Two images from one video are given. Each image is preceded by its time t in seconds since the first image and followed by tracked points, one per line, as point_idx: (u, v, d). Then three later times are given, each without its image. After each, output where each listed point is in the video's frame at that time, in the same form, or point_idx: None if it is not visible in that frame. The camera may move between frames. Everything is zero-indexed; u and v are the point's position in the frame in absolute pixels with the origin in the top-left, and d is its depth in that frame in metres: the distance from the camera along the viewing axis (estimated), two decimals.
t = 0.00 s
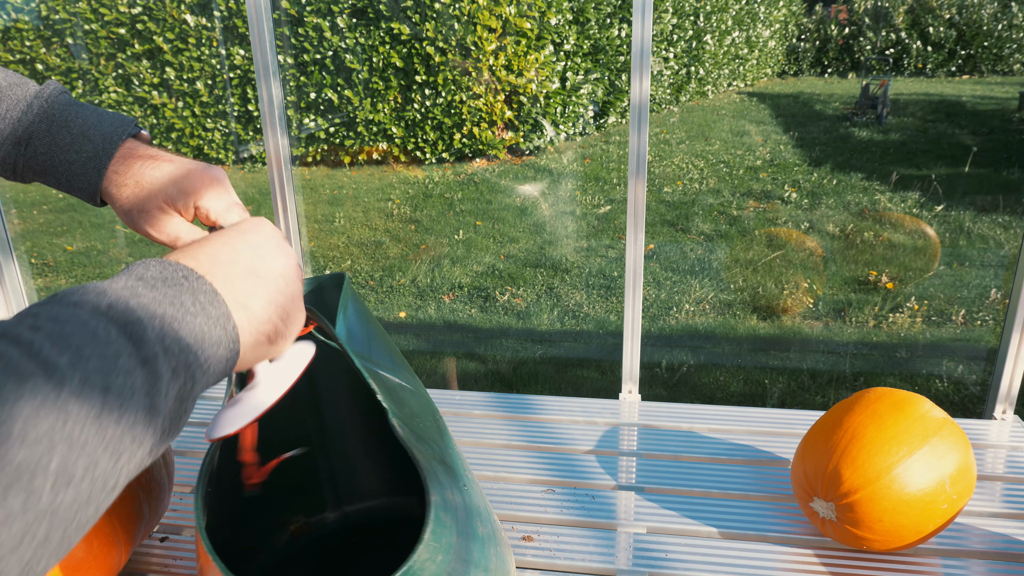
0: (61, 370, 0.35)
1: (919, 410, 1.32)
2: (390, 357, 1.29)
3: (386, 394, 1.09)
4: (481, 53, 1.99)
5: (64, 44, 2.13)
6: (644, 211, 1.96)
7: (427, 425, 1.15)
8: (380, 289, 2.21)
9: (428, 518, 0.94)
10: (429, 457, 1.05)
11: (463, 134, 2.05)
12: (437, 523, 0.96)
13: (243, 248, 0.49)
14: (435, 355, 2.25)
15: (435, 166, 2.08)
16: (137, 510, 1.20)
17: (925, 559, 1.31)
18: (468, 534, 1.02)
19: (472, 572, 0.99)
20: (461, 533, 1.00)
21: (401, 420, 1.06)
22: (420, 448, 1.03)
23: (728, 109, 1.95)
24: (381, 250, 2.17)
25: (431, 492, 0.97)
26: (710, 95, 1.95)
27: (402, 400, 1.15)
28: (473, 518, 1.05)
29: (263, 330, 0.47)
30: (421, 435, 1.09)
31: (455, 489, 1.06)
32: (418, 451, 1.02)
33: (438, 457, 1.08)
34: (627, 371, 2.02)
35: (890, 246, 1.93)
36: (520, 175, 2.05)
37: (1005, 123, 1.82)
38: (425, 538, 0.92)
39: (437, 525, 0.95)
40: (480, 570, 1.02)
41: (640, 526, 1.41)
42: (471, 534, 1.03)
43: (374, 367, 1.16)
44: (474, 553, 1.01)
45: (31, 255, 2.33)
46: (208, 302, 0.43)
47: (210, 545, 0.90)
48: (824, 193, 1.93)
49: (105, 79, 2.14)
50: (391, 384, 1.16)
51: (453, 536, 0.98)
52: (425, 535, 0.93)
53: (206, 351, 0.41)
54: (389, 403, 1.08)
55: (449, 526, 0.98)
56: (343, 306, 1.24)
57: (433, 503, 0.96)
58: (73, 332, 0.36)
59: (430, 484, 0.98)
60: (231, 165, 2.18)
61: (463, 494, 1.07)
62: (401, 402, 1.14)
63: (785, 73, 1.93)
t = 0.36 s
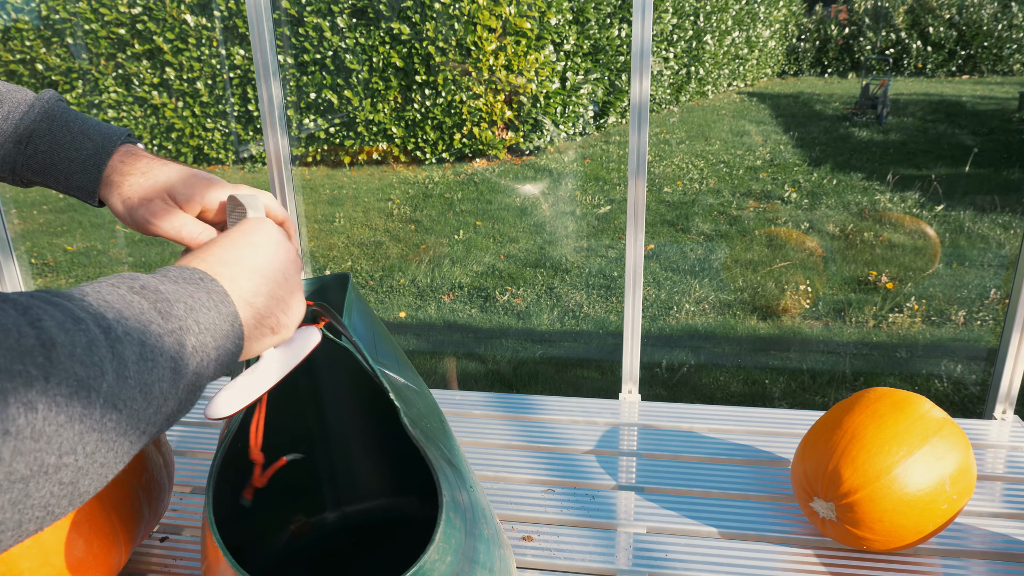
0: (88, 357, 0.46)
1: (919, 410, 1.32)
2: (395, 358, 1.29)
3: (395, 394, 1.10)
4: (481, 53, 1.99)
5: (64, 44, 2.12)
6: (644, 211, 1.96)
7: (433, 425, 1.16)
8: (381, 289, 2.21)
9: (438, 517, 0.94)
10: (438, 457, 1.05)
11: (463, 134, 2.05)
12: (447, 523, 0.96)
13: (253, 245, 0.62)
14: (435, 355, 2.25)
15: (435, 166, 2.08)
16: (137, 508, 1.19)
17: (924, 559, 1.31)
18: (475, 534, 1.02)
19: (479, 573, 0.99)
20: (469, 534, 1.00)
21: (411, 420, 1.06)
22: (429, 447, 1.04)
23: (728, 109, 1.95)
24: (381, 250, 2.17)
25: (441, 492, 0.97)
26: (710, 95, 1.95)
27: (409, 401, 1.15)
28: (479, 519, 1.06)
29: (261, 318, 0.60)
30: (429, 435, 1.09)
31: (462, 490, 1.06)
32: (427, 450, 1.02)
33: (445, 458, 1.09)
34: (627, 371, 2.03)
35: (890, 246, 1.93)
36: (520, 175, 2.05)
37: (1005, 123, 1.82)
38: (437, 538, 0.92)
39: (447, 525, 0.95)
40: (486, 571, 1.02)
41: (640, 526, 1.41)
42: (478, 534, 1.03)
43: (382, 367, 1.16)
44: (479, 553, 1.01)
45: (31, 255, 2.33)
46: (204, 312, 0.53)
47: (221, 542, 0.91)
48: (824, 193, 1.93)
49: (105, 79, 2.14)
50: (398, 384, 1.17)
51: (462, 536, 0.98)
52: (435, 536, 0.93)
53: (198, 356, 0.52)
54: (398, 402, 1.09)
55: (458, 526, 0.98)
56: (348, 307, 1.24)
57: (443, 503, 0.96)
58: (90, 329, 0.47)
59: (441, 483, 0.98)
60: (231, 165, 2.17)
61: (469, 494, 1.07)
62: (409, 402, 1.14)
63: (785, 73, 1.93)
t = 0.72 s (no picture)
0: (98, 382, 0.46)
1: (919, 410, 1.32)
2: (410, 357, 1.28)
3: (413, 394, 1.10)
4: (481, 53, 1.99)
5: (64, 44, 2.12)
6: (644, 211, 1.96)
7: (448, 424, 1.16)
8: (381, 289, 2.21)
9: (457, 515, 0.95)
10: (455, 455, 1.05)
11: (463, 134, 2.05)
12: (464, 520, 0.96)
13: (262, 263, 0.63)
14: (435, 355, 2.25)
15: (435, 166, 2.08)
16: (137, 509, 1.19)
17: (924, 559, 1.31)
18: (490, 531, 1.02)
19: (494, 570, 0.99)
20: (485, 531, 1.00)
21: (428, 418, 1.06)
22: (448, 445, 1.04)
23: (728, 109, 1.95)
24: (381, 250, 2.17)
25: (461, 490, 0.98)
26: (710, 95, 1.95)
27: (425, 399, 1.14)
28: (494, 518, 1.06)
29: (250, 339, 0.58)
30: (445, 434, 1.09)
31: (478, 488, 1.06)
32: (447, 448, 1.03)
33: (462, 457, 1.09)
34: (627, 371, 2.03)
35: (890, 246, 1.93)
36: (520, 175, 2.05)
37: (1005, 123, 1.82)
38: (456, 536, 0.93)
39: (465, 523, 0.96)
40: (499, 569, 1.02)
41: (640, 526, 1.41)
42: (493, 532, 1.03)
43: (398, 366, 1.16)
44: (494, 552, 1.01)
45: (31, 256, 2.33)
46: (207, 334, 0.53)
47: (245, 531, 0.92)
48: (824, 193, 1.93)
49: (105, 79, 2.14)
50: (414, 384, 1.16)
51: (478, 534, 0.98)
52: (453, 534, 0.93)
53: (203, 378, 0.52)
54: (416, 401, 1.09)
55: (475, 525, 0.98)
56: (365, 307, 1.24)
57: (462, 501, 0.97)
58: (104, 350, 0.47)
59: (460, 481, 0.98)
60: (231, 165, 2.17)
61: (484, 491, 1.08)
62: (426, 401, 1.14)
63: (785, 73, 1.93)
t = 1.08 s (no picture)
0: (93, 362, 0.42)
1: (919, 410, 1.32)
2: (406, 358, 1.29)
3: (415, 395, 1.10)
4: (481, 53, 1.99)
5: (65, 45, 2.12)
6: (644, 211, 1.97)
7: (447, 425, 1.17)
8: (381, 289, 2.21)
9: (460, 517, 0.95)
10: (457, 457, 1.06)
11: (463, 134, 2.05)
12: (465, 521, 0.97)
13: (250, 249, 0.54)
14: (435, 355, 2.25)
15: (435, 166, 2.08)
16: (137, 510, 1.20)
17: (924, 559, 1.31)
18: (488, 532, 1.03)
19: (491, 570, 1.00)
20: (484, 532, 1.01)
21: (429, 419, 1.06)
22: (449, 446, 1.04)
23: (728, 109, 1.95)
24: (381, 250, 2.17)
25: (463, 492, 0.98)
26: (710, 95, 1.95)
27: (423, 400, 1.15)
28: (491, 520, 1.07)
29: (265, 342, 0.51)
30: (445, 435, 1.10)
31: (477, 489, 1.07)
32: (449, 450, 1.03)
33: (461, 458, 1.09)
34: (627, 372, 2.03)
35: (890, 246, 1.93)
36: (519, 175, 2.05)
37: (1005, 123, 1.82)
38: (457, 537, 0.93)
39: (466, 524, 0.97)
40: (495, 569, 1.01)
41: (640, 526, 1.41)
42: (490, 533, 1.03)
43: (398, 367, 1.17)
44: (492, 552, 1.01)
45: (31, 256, 2.33)
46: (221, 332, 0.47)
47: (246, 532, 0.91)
48: (824, 193, 1.93)
49: (105, 79, 2.14)
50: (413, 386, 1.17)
51: (476, 535, 0.98)
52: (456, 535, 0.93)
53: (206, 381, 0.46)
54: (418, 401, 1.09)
55: (474, 526, 0.98)
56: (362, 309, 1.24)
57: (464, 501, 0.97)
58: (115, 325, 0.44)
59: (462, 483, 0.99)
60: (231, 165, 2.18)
61: (482, 493, 1.08)
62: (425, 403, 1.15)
63: (785, 73, 1.93)
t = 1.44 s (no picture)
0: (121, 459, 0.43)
1: (919, 410, 1.32)
2: (397, 358, 1.29)
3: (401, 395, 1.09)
4: (481, 53, 1.99)
5: (64, 44, 2.13)
6: (644, 211, 1.97)
7: (435, 425, 1.16)
8: (380, 289, 2.21)
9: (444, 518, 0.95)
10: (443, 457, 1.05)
11: (463, 134, 2.05)
12: (451, 521, 0.96)
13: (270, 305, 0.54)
14: (435, 355, 2.25)
15: (435, 166, 2.08)
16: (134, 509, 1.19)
17: (925, 559, 1.31)
18: (477, 532, 1.02)
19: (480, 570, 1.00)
20: (471, 533, 1.01)
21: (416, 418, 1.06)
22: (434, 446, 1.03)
23: (728, 109, 1.95)
24: (381, 250, 2.17)
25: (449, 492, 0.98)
26: (710, 95, 1.95)
27: (413, 400, 1.15)
28: (483, 520, 1.06)
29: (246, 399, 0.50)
30: (433, 435, 1.09)
31: (465, 489, 1.06)
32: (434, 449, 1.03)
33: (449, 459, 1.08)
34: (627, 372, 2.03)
35: (890, 246, 1.93)
36: (519, 175, 2.05)
37: (1005, 122, 1.81)
38: (441, 538, 0.93)
39: (452, 525, 0.96)
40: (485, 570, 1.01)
41: (640, 526, 1.41)
42: (480, 534, 1.03)
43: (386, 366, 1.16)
44: (481, 553, 1.01)
45: (31, 256, 2.33)
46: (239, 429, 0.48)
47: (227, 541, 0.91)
48: (824, 193, 1.93)
49: (105, 79, 2.15)
50: (401, 385, 1.16)
51: (463, 536, 0.98)
52: (439, 535, 0.93)
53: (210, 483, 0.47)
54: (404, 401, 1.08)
55: (461, 527, 0.98)
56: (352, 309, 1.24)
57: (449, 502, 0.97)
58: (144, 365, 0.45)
59: (448, 484, 0.98)
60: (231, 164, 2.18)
61: (472, 494, 1.08)
62: (413, 402, 1.14)
63: (785, 73, 1.93)
